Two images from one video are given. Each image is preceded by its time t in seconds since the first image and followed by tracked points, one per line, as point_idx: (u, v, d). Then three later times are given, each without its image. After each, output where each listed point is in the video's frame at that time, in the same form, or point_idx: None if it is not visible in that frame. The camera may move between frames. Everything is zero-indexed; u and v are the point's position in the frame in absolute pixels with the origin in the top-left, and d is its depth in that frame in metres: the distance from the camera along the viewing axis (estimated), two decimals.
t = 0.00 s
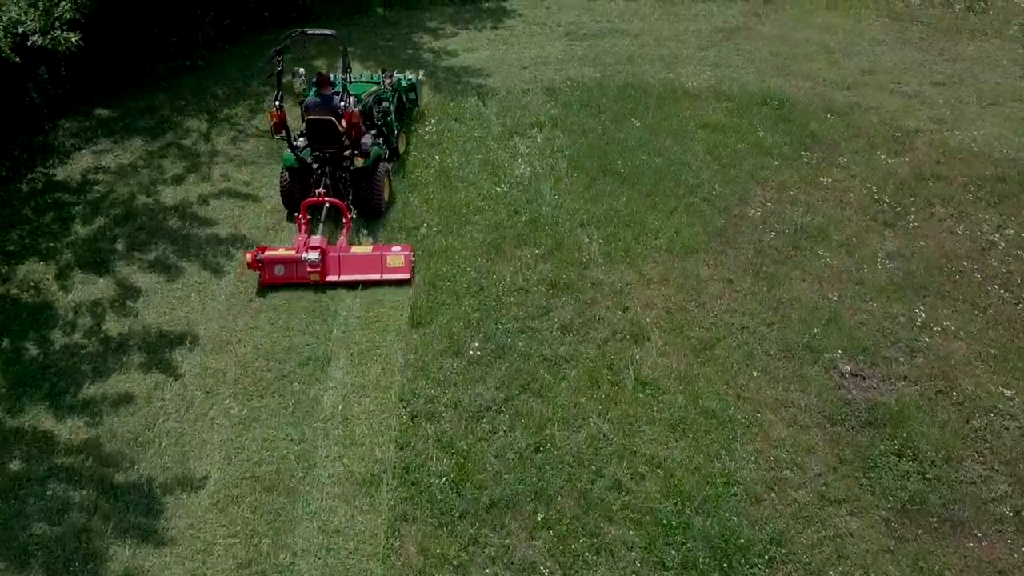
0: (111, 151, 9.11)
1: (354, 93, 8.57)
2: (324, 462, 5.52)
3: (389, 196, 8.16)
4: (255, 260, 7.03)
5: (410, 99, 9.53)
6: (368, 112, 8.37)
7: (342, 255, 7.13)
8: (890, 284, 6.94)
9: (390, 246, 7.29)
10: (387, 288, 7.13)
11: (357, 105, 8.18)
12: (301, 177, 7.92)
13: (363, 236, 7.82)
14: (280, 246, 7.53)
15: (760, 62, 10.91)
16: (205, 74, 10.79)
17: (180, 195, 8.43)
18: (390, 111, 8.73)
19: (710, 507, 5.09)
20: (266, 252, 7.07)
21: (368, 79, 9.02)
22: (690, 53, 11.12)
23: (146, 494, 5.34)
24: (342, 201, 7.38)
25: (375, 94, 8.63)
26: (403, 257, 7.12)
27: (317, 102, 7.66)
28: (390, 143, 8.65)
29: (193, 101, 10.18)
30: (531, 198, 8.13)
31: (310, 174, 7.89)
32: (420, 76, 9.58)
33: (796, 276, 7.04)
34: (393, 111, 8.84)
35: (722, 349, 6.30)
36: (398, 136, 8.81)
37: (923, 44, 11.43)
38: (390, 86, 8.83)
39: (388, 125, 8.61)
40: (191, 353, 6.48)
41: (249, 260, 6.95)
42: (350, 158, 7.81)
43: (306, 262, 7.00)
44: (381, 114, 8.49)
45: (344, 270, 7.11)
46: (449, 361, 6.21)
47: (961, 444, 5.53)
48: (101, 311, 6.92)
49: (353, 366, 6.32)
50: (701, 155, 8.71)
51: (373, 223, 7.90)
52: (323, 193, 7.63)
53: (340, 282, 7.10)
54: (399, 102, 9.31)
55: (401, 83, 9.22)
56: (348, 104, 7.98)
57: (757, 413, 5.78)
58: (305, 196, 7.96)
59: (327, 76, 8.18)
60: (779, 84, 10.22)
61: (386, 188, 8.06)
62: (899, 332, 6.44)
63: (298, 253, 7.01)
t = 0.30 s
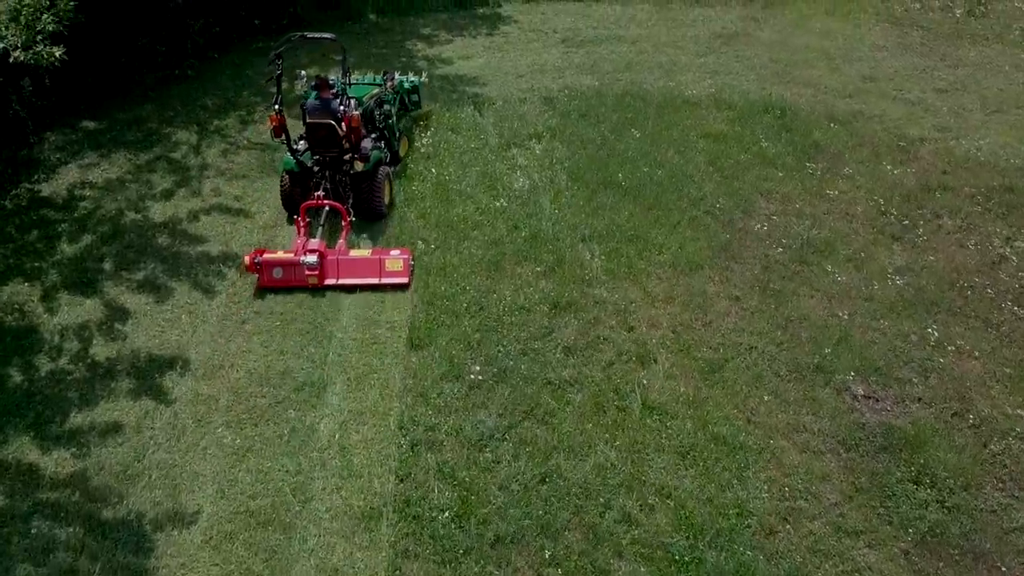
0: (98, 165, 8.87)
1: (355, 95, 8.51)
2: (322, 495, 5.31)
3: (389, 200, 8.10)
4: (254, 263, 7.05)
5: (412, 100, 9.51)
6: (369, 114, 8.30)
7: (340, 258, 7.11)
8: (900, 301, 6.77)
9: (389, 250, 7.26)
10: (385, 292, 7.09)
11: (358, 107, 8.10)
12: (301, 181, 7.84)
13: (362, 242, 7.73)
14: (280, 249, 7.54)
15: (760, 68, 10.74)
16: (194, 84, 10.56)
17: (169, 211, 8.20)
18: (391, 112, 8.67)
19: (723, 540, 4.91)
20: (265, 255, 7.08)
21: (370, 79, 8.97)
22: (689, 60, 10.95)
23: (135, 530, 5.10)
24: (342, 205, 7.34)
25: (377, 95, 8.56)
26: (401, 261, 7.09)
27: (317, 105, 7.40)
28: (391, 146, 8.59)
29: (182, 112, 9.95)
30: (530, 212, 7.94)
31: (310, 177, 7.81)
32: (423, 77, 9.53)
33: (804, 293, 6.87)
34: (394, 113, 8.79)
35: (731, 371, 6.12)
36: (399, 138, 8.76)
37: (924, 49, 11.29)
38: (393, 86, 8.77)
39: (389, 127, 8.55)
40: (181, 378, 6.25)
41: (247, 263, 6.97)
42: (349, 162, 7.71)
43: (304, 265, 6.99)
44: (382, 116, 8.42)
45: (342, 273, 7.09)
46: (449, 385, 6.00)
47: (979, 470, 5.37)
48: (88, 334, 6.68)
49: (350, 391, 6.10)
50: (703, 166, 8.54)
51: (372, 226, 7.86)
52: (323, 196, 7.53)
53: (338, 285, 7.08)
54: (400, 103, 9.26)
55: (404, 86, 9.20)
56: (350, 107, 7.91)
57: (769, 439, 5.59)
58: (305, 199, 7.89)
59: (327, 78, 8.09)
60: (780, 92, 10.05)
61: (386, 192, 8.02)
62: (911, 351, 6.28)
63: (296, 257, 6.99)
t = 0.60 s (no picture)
0: (88, 180, 8.64)
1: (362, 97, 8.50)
2: (322, 531, 5.09)
3: (393, 204, 8.06)
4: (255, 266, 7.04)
5: (421, 104, 9.48)
6: (375, 118, 8.30)
7: (341, 262, 7.06)
8: (915, 320, 6.60)
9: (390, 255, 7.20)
10: (385, 298, 7.03)
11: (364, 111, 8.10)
12: (306, 183, 7.82)
13: (365, 247, 7.67)
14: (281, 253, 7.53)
15: (764, 76, 10.55)
16: (187, 95, 10.34)
17: (162, 227, 7.98)
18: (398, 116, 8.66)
19: None
20: (267, 258, 7.07)
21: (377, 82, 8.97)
22: (691, 67, 10.77)
23: (127, 570, 4.87)
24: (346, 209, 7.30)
25: (384, 99, 8.56)
26: (402, 267, 7.04)
27: (321, 108, 7.42)
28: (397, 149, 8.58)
29: (175, 124, 9.73)
30: (534, 228, 7.74)
31: (315, 179, 7.79)
32: (432, 80, 9.52)
33: (816, 311, 6.69)
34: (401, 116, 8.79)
35: (744, 394, 5.93)
36: (405, 142, 8.74)
37: (929, 56, 11.13)
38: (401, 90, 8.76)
39: (396, 131, 8.55)
40: (175, 406, 6.02)
41: (248, 265, 6.97)
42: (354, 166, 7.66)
43: (305, 269, 6.96)
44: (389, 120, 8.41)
45: (343, 278, 7.05)
46: (452, 412, 5.80)
47: (1003, 500, 5.19)
48: (78, 358, 6.45)
49: (350, 419, 5.89)
50: (708, 178, 8.35)
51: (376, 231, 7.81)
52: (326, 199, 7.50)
53: (338, 290, 7.03)
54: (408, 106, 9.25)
55: (412, 89, 9.23)
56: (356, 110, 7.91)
57: (785, 467, 5.40)
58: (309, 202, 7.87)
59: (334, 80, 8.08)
60: (785, 101, 9.87)
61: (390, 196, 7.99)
62: (928, 373, 6.10)
63: (297, 260, 6.97)
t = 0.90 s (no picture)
0: (70, 198, 8.37)
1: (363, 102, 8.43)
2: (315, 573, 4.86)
3: (390, 210, 7.95)
4: (245, 269, 6.99)
5: (426, 108, 9.38)
6: (375, 122, 8.23)
7: (332, 269, 7.02)
8: (923, 338, 6.42)
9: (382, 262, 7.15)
10: (376, 305, 6.99)
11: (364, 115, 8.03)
12: (303, 188, 7.76)
13: (360, 253, 7.59)
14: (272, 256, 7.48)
15: (761, 84, 10.38)
16: (171, 107, 10.08)
17: (146, 247, 7.72)
18: (400, 121, 8.57)
19: None
20: (258, 262, 7.02)
21: (380, 86, 8.90)
22: (687, 75, 10.59)
23: None
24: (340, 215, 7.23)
25: (386, 103, 8.49)
26: (394, 275, 6.97)
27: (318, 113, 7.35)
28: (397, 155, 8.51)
29: (159, 137, 9.47)
30: (530, 244, 7.53)
31: (312, 184, 7.72)
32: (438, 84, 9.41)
33: (821, 331, 6.51)
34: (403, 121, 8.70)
35: (750, 420, 5.74)
36: (406, 148, 8.65)
37: (926, 61, 10.99)
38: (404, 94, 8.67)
39: (396, 137, 8.47)
40: (160, 438, 5.78)
41: (238, 270, 6.92)
42: (350, 172, 7.57)
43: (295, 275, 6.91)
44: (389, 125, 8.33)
45: (333, 284, 7.00)
46: (449, 443, 5.59)
47: (1021, 529, 5.02)
48: (59, 388, 6.19)
49: (343, 450, 5.66)
50: (707, 191, 8.18)
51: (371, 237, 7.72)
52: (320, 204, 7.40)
53: (329, 296, 6.99)
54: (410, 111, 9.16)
55: (416, 95, 9.15)
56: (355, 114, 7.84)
57: (795, 498, 5.21)
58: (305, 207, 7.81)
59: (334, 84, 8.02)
60: (782, 110, 9.71)
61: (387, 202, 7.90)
62: (939, 395, 5.93)
63: (288, 265, 6.91)
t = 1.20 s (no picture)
0: (44, 218, 8.09)
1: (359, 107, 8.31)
2: None
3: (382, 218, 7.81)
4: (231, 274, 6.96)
5: (426, 114, 9.24)
6: (371, 127, 8.14)
7: (318, 276, 6.96)
8: (926, 356, 6.27)
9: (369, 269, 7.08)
10: (361, 314, 6.92)
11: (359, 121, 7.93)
12: (295, 194, 7.65)
13: (349, 261, 7.51)
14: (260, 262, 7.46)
15: (752, 91, 10.23)
16: (150, 121, 9.80)
17: (124, 269, 7.46)
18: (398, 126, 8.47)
19: None
20: (245, 267, 6.99)
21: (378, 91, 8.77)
22: (677, 83, 10.43)
23: None
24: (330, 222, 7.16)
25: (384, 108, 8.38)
26: (380, 284, 6.89)
27: (309, 118, 7.23)
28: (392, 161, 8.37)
29: (137, 153, 9.19)
30: (521, 261, 7.32)
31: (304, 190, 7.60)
32: (444, 88, 9.26)
33: (822, 350, 6.35)
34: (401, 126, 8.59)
35: (753, 446, 5.56)
36: (403, 153, 8.54)
37: (917, 66, 10.89)
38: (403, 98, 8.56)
39: (392, 143, 8.34)
40: (140, 475, 5.53)
41: (225, 275, 6.88)
42: (341, 178, 7.44)
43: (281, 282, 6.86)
44: (386, 130, 8.23)
45: (319, 292, 6.94)
46: (442, 476, 5.37)
47: None
48: (32, 422, 5.92)
49: (331, 485, 5.43)
50: (701, 204, 8.01)
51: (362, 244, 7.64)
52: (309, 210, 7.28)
53: (314, 304, 6.94)
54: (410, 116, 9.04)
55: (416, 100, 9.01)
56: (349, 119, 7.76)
57: (802, 528, 5.03)
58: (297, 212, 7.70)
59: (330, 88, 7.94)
60: (775, 118, 9.56)
61: (379, 208, 7.81)
62: (944, 416, 5.77)
63: (273, 272, 6.87)
